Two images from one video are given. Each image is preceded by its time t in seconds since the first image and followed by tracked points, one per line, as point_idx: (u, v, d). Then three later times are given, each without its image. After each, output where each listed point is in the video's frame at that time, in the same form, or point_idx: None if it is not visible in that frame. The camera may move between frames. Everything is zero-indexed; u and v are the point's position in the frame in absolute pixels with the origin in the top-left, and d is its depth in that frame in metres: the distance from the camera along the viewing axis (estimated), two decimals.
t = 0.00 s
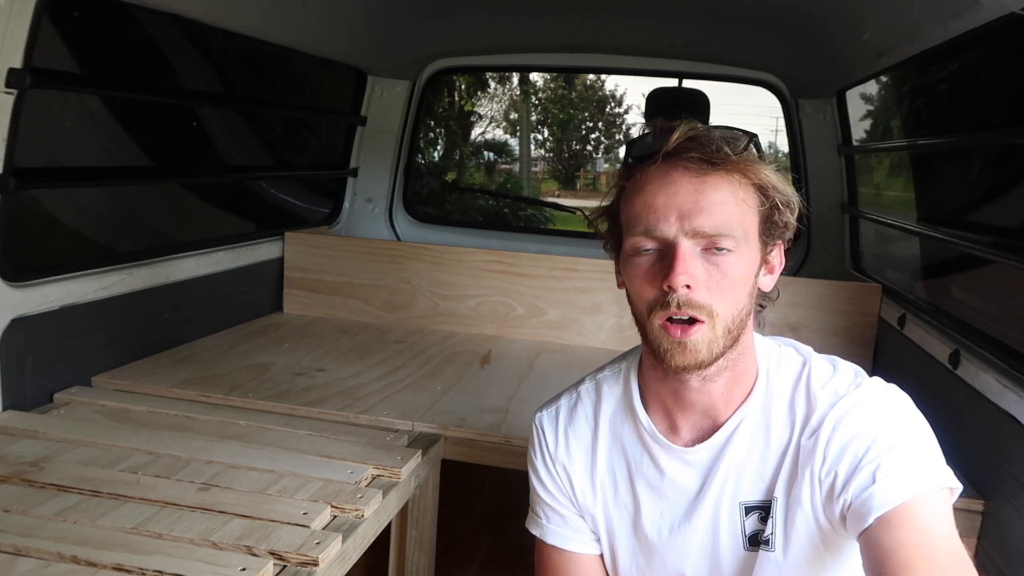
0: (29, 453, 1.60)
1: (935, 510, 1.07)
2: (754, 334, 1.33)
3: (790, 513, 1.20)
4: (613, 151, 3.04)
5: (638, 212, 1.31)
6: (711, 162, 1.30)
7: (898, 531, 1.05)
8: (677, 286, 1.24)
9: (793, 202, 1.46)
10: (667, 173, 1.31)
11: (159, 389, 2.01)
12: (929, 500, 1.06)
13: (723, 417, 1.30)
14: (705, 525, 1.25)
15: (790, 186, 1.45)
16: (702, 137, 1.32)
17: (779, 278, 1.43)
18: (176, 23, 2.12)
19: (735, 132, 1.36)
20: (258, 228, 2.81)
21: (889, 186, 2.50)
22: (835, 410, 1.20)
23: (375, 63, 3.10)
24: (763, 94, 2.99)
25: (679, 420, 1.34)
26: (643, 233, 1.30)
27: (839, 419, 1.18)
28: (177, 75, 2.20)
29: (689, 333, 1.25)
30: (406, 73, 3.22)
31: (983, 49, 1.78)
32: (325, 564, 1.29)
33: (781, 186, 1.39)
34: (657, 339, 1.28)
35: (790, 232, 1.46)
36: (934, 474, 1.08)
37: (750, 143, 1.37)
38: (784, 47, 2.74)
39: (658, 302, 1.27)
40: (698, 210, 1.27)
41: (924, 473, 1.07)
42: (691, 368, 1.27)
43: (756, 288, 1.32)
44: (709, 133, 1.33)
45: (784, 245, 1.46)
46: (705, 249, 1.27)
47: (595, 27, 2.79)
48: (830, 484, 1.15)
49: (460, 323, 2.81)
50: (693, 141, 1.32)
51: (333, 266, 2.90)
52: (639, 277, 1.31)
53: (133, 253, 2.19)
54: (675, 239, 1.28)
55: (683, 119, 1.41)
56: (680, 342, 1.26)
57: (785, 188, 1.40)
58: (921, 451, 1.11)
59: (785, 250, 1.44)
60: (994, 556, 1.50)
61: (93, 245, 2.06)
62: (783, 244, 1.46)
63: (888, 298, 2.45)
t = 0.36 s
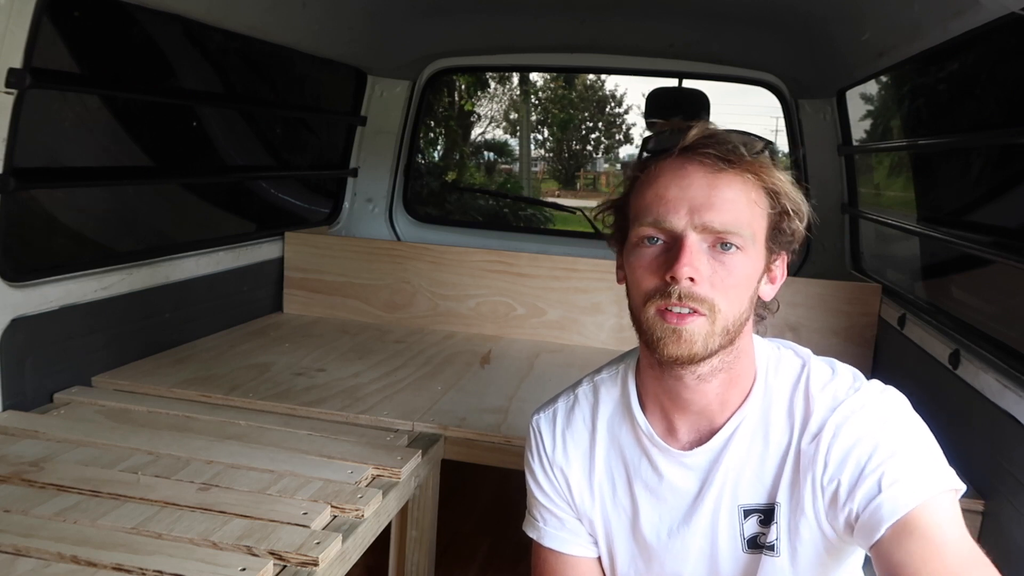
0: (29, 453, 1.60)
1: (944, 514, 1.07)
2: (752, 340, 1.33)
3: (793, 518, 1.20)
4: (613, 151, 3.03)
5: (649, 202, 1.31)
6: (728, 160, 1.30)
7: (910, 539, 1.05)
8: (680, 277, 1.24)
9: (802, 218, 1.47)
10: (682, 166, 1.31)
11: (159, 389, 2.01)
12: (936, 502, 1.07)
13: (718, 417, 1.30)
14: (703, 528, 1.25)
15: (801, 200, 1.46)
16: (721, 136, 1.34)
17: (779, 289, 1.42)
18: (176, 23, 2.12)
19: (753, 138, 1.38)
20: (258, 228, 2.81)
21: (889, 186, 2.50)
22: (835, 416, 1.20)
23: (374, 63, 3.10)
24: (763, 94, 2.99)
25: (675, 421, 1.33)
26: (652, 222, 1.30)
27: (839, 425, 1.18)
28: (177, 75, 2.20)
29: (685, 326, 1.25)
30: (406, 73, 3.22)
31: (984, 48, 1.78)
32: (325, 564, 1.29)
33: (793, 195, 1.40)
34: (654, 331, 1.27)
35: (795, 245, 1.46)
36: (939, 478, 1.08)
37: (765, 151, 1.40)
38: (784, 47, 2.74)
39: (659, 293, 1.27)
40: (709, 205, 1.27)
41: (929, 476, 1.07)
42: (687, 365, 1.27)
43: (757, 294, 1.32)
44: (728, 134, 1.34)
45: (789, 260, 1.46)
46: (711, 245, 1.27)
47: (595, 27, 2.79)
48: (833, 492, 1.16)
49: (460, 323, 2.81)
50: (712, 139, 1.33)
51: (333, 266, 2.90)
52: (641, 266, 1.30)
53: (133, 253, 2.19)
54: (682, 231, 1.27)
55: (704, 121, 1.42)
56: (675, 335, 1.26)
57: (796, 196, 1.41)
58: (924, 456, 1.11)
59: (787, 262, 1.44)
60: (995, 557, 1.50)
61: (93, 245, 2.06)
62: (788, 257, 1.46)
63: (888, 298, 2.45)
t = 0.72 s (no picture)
0: (29, 453, 1.60)
1: (931, 515, 1.06)
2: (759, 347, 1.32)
3: (785, 517, 1.20)
4: (613, 151, 3.02)
5: (671, 206, 1.28)
6: (757, 174, 1.26)
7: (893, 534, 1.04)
8: (694, 290, 1.23)
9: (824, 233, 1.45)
10: (710, 174, 1.28)
11: (159, 389, 2.01)
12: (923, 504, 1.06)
13: (719, 422, 1.30)
14: (700, 528, 1.26)
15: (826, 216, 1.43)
16: (755, 145, 1.28)
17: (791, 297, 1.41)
18: (176, 23, 2.12)
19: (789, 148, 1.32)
20: (258, 228, 2.81)
21: (889, 186, 2.50)
22: (831, 416, 1.20)
23: (374, 63, 3.10)
24: (763, 94, 2.99)
25: (677, 420, 1.34)
26: (672, 228, 1.27)
27: (835, 425, 1.18)
28: (177, 75, 2.20)
29: (693, 336, 1.25)
30: (406, 73, 3.22)
31: (983, 48, 1.78)
32: (325, 564, 1.29)
33: (818, 210, 1.37)
34: (662, 335, 1.27)
35: (814, 261, 1.44)
36: (929, 480, 1.07)
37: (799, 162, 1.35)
38: (783, 47, 2.74)
39: (671, 301, 1.26)
40: (732, 218, 1.24)
41: (920, 477, 1.07)
42: (692, 372, 1.27)
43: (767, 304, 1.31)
44: (762, 144, 1.29)
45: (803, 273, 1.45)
46: (729, 258, 1.25)
47: (595, 27, 2.79)
48: (824, 490, 1.15)
49: (460, 323, 2.81)
50: (745, 147, 1.28)
51: (333, 266, 2.91)
52: (656, 270, 1.29)
53: (133, 253, 2.19)
54: (701, 242, 1.25)
55: (739, 123, 1.37)
56: (682, 342, 1.25)
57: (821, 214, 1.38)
58: (917, 457, 1.11)
59: (802, 274, 1.42)
60: (994, 557, 1.50)
61: (93, 245, 2.06)
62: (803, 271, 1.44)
63: (888, 298, 2.45)
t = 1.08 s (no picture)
0: (29, 453, 1.60)
1: (958, 531, 1.05)
2: (775, 344, 1.30)
3: (796, 523, 1.20)
4: (613, 151, 3.02)
5: (673, 205, 1.29)
6: (756, 168, 1.25)
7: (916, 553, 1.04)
8: (693, 288, 1.23)
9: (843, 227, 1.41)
10: (710, 172, 1.27)
11: (159, 389, 2.01)
12: (950, 521, 1.05)
13: (733, 420, 1.30)
14: (704, 526, 1.26)
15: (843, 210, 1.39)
16: (756, 141, 1.27)
17: (812, 295, 1.38)
18: (176, 23, 2.12)
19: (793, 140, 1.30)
20: (258, 228, 2.81)
21: (889, 186, 2.50)
22: (850, 425, 1.19)
23: (375, 63, 3.10)
24: (763, 94, 3.00)
25: (688, 418, 1.34)
26: (674, 227, 1.28)
27: (854, 433, 1.18)
28: (177, 76, 2.20)
29: (697, 334, 1.24)
30: (406, 73, 3.22)
31: (983, 49, 1.78)
32: (325, 564, 1.29)
33: (828, 204, 1.33)
34: (667, 334, 1.28)
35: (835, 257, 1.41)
36: (953, 495, 1.06)
37: (807, 155, 1.31)
38: (783, 48, 2.74)
39: (673, 299, 1.26)
40: (731, 216, 1.23)
41: (944, 492, 1.06)
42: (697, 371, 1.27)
43: (782, 302, 1.29)
44: (763, 137, 1.27)
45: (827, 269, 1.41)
46: (732, 256, 1.24)
47: (595, 27, 2.79)
48: (841, 501, 1.15)
49: (461, 322, 2.81)
50: (745, 143, 1.28)
51: (333, 266, 2.90)
52: (662, 269, 1.30)
53: (133, 253, 2.19)
54: (702, 239, 1.25)
55: (744, 119, 1.35)
56: (686, 341, 1.25)
57: (830, 210, 1.35)
58: (939, 473, 1.10)
59: (824, 270, 1.38)
60: (994, 557, 1.50)
61: (93, 245, 2.06)
62: (827, 268, 1.41)
63: (888, 299, 2.45)
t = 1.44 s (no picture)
0: (29, 453, 1.60)
1: None
2: (808, 343, 1.28)
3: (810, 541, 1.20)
4: (613, 151, 3.02)
5: (721, 185, 1.29)
6: (809, 152, 1.24)
7: None
8: (735, 269, 1.22)
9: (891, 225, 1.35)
10: (761, 153, 1.27)
11: (158, 389, 2.01)
12: None
13: (751, 417, 1.29)
14: (705, 521, 1.28)
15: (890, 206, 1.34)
16: (810, 126, 1.26)
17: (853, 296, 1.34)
18: (176, 23, 2.12)
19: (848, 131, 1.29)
20: (258, 228, 2.81)
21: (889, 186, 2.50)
22: (891, 472, 1.15)
23: (375, 63, 3.10)
24: (763, 94, 3.00)
25: (710, 412, 1.34)
26: (720, 208, 1.28)
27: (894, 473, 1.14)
28: (177, 75, 2.20)
29: (734, 319, 1.23)
30: (406, 73, 3.22)
31: (983, 49, 1.78)
32: (325, 564, 1.28)
33: (879, 200, 1.30)
34: (702, 317, 1.26)
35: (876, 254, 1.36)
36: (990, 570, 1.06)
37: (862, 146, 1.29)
38: (783, 48, 2.74)
39: (713, 282, 1.26)
40: (781, 198, 1.23)
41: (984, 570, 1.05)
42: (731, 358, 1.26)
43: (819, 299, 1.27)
44: (817, 123, 1.27)
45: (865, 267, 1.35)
46: (777, 241, 1.23)
47: (595, 27, 2.79)
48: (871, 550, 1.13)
49: (461, 323, 2.81)
50: (798, 127, 1.27)
51: (333, 266, 2.90)
52: (703, 252, 1.29)
53: (133, 253, 2.18)
54: (747, 221, 1.24)
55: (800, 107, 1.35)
56: (723, 325, 1.24)
57: (881, 201, 1.30)
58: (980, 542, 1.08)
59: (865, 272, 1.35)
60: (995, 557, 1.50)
61: (93, 245, 2.06)
62: (866, 264, 1.35)
63: (888, 299, 2.44)
